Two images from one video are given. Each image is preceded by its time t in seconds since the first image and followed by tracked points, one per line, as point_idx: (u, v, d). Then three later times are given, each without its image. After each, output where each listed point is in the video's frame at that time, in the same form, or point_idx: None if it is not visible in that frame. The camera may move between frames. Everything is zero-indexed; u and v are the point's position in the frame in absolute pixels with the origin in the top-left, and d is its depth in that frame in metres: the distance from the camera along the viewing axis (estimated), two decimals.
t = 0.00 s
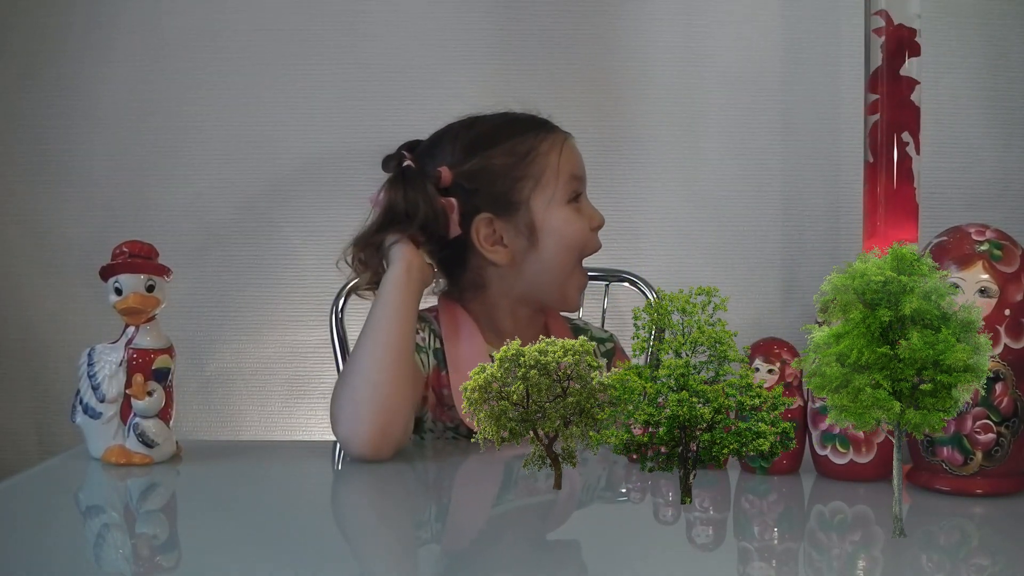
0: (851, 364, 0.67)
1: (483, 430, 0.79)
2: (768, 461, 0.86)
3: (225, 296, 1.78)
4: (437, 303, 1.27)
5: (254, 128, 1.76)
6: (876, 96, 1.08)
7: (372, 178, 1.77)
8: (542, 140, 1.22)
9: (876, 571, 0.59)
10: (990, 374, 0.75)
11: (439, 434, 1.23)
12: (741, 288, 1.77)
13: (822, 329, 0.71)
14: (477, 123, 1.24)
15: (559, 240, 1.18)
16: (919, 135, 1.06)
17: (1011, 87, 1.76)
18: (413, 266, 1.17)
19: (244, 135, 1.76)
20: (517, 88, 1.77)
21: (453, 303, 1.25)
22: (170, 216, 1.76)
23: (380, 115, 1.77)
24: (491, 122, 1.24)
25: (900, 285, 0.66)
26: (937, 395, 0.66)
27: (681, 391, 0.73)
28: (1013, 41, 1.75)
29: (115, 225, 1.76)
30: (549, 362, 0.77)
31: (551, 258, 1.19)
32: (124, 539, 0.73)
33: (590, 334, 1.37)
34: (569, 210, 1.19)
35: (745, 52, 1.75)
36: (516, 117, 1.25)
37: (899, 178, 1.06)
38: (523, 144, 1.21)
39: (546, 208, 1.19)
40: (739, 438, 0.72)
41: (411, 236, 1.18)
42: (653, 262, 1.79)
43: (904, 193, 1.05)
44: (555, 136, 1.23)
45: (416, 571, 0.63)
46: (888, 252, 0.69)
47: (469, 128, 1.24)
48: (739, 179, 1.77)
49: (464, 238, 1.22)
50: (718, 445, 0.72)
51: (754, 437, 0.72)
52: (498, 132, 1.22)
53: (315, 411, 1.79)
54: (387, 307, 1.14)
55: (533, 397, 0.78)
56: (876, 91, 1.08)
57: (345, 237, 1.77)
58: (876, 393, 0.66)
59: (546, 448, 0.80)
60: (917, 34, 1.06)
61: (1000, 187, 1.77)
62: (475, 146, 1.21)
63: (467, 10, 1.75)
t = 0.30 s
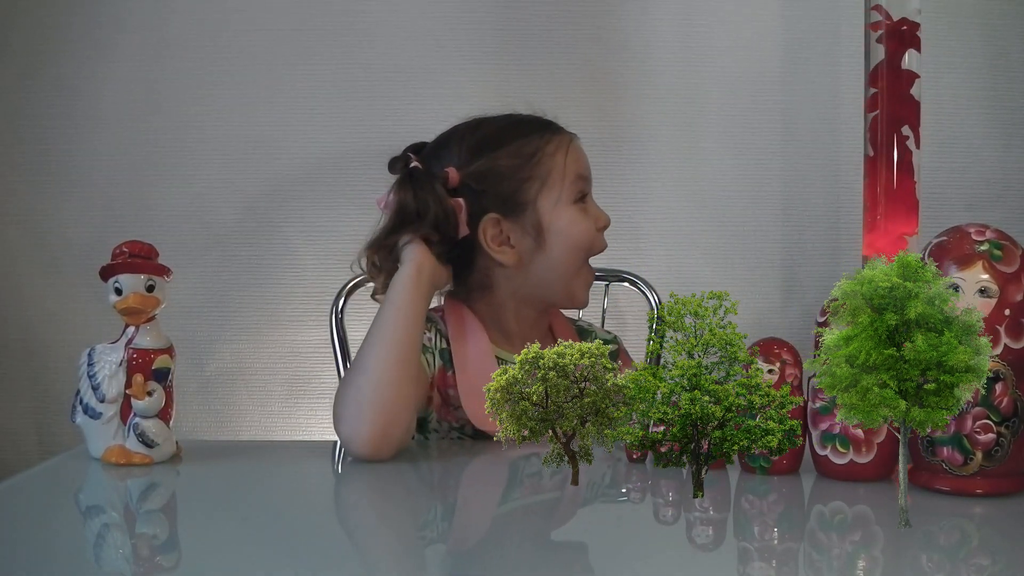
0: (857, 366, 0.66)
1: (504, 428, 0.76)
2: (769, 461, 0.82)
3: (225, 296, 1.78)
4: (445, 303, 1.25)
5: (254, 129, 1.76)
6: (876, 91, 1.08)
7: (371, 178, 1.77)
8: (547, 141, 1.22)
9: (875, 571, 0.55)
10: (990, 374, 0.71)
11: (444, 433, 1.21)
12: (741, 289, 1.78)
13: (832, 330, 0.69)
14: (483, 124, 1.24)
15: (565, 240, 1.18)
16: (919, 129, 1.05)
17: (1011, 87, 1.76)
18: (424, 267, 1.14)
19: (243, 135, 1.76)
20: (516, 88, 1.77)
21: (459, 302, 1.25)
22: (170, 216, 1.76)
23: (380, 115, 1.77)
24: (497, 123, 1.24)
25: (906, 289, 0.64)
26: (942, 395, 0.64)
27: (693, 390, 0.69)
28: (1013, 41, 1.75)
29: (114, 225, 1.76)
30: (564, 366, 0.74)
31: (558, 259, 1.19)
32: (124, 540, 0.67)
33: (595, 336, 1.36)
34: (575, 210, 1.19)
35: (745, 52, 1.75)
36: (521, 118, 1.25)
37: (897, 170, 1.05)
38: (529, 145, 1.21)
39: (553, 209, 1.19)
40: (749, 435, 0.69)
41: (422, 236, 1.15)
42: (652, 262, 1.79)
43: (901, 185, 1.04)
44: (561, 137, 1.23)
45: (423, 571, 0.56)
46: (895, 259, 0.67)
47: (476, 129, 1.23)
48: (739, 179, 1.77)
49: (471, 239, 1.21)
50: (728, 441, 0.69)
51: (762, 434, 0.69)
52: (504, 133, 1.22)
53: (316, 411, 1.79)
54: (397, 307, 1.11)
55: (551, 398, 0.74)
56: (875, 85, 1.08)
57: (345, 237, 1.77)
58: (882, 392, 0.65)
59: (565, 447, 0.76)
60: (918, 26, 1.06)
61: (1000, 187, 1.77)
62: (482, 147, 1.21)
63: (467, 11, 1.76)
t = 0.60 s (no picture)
0: (867, 365, 0.66)
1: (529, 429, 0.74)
2: (768, 461, 0.77)
3: (225, 296, 1.78)
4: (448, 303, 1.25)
5: (254, 128, 1.76)
6: (875, 83, 1.02)
7: (371, 178, 1.77)
8: (555, 142, 1.22)
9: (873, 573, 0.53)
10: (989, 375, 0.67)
11: (446, 433, 1.21)
12: (741, 289, 1.78)
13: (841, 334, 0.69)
14: (491, 125, 1.25)
15: (570, 242, 1.18)
16: (919, 120, 0.98)
17: (1011, 87, 1.76)
18: (429, 267, 1.13)
19: (244, 135, 1.76)
20: (516, 88, 1.77)
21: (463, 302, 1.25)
22: (171, 216, 1.76)
23: (381, 115, 1.77)
24: (506, 124, 1.24)
25: (912, 296, 0.64)
26: (947, 395, 0.64)
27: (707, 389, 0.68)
28: (1013, 40, 1.75)
29: (114, 225, 1.76)
30: (585, 367, 0.73)
31: (562, 261, 1.18)
32: (124, 540, 0.66)
33: (598, 337, 1.36)
34: (580, 212, 1.19)
35: (745, 52, 1.76)
36: (530, 119, 1.26)
37: (898, 161, 0.98)
38: (538, 146, 1.22)
39: (559, 209, 1.19)
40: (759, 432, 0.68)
41: (427, 235, 1.14)
42: (652, 262, 1.79)
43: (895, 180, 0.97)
44: (569, 139, 1.24)
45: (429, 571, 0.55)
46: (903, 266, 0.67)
47: (485, 130, 1.24)
48: (739, 178, 1.77)
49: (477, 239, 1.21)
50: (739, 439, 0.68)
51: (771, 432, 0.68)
52: (513, 134, 1.23)
53: (316, 411, 1.79)
54: (399, 306, 1.10)
55: (572, 398, 0.73)
56: (875, 76, 1.02)
57: (345, 237, 1.77)
58: (890, 390, 0.65)
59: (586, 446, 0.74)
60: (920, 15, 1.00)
61: (1000, 186, 1.77)
62: (490, 147, 1.22)
63: (467, 11, 1.76)
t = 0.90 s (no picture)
0: (875, 366, 0.65)
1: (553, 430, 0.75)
2: (768, 461, 0.76)
3: (225, 296, 1.77)
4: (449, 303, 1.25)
5: (254, 128, 1.76)
6: (875, 77, 1.10)
7: (371, 178, 1.77)
8: (560, 144, 1.22)
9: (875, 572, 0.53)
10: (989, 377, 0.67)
11: (446, 434, 1.21)
12: (741, 289, 1.78)
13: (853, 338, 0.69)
14: (496, 126, 1.25)
15: (572, 243, 1.18)
16: (918, 115, 1.08)
17: (1011, 88, 1.76)
18: (430, 267, 1.12)
19: (244, 135, 1.76)
20: (516, 88, 1.77)
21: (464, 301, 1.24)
22: (170, 216, 1.76)
23: (381, 115, 1.77)
24: (512, 125, 1.25)
25: (916, 302, 0.64)
26: (949, 395, 0.64)
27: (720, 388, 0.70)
28: (1013, 40, 1.75)
29: (114, 225, 1.76)
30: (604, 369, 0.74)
31: (564, 262, 1.18)
32: (123, 540, 0.66)
33: (599, 338, 1.35)
34: (582, 214, 1.19)
35: (745, 52, 1.76)
36: (535, 121, 1.26)
37: (898, 157, 1.08)
38: (542, 148, 1.22)
39: (562, 212, 1.19)
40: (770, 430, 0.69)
41: (428, 234, 1.14)
42: (652, 262, 1.78)
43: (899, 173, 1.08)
44: (573, 141, 1.24)
45: (431, 571, 0.55)
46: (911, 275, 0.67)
47: (490, 131, 1.24)
48: (739, 178, 1.77)
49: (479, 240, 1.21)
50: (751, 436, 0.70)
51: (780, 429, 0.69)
52: (518, 135, 1.23)
53: (316, 411, 1.79)
54: (400, 307, 1.10)
55: (592, 399, 0.74)
56: (875, 71, 1.10)
57: (345, 237, 1.77)
58: (897, 390, 0.65)
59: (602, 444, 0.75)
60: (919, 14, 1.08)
61: (1000, 186, 1.77)
62: (495, 148, 1.22)
63: (467, 11, 1.76)
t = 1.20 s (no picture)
0: (884, 367, 0.66)
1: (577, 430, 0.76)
2: (768, 461, 0.76)
3: (226, 296, 1.77)
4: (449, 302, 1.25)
5: (254, 128, 1.76)
6: (875, 70, 1.13)
7: (371, 178, 1.77)
8: (565, 147, 1.22)
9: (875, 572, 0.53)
10: (989, 377, 0.67)
11: (446, 434, 1.21)
12: (741, 289, 1.78)
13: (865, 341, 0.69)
14: (501, 126, 1.24)
15: (575, 245, 1.18)
16: (918, 108, 1.11)
17: (1011, 87, 1.76)
18: (431, 267, 1.12)
19: (244, 135, 1.76)
20: (516, 88, 1.77)
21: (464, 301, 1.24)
22: (170, 216, 1.75)
23: (381, 115, 1.77)
24: (517, 125, 1.25)
25: (923, 308, 0.65)
26: (954, 394, 0.64)
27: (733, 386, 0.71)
28: (1013, 40, 1.75)
29: (114, 225, 1.76)
30: (624, 372, 0.75)
31: (567, 264, 1.18)
32: (123, 540, 0.65)
33: (598, 339, 1.34)
34: (586, 217, 1.19)
35: (745, 52, 1.76)
36: (540, 122, 1.26)
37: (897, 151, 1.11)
38: (547, 149, 1.22)
39: (566, 213, 1.19)
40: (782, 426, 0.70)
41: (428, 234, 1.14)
42: (652, 261, 1.78)
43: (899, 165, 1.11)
44: (578, 143, 1.24)
45: (432, 571, 0.55)
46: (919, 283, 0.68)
47: (495, 131, 1.24)
48: (739, 178, 1.77)
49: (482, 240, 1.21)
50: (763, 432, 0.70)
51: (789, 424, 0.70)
52: (523, 135, 1.23)
53: (316, 411, 1.79)
54: (400, 306, 1.10)
55: (613, 400, 0.75)
56: (875, 64, 1.13)
57: (344, 237, 1.77)
58: (905, 389, 0.65)
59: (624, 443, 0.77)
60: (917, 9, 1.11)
61: (1000, 186, 1.77)
62: (500, 147, 1.22)
63: (467, 11, 1.76)
